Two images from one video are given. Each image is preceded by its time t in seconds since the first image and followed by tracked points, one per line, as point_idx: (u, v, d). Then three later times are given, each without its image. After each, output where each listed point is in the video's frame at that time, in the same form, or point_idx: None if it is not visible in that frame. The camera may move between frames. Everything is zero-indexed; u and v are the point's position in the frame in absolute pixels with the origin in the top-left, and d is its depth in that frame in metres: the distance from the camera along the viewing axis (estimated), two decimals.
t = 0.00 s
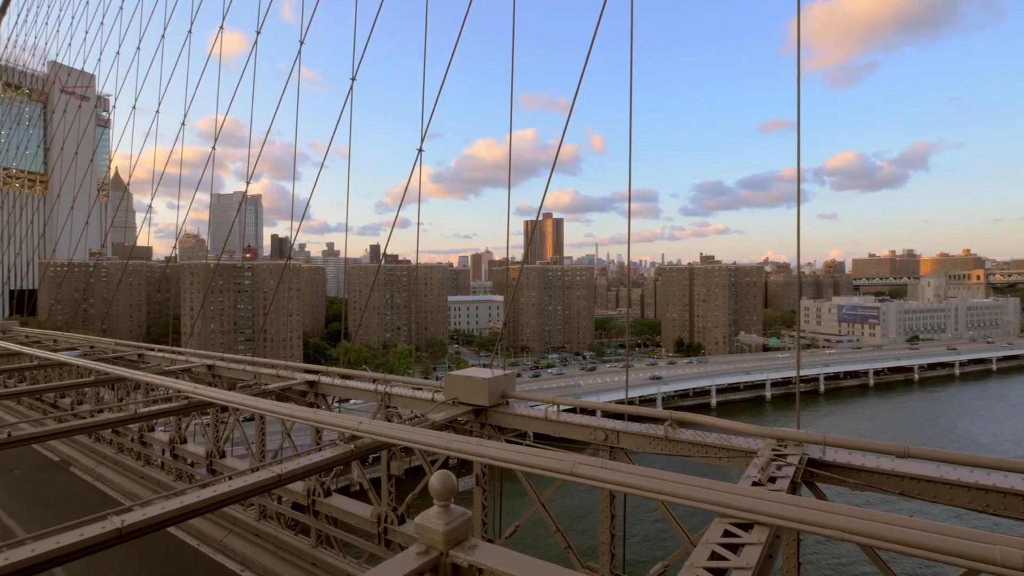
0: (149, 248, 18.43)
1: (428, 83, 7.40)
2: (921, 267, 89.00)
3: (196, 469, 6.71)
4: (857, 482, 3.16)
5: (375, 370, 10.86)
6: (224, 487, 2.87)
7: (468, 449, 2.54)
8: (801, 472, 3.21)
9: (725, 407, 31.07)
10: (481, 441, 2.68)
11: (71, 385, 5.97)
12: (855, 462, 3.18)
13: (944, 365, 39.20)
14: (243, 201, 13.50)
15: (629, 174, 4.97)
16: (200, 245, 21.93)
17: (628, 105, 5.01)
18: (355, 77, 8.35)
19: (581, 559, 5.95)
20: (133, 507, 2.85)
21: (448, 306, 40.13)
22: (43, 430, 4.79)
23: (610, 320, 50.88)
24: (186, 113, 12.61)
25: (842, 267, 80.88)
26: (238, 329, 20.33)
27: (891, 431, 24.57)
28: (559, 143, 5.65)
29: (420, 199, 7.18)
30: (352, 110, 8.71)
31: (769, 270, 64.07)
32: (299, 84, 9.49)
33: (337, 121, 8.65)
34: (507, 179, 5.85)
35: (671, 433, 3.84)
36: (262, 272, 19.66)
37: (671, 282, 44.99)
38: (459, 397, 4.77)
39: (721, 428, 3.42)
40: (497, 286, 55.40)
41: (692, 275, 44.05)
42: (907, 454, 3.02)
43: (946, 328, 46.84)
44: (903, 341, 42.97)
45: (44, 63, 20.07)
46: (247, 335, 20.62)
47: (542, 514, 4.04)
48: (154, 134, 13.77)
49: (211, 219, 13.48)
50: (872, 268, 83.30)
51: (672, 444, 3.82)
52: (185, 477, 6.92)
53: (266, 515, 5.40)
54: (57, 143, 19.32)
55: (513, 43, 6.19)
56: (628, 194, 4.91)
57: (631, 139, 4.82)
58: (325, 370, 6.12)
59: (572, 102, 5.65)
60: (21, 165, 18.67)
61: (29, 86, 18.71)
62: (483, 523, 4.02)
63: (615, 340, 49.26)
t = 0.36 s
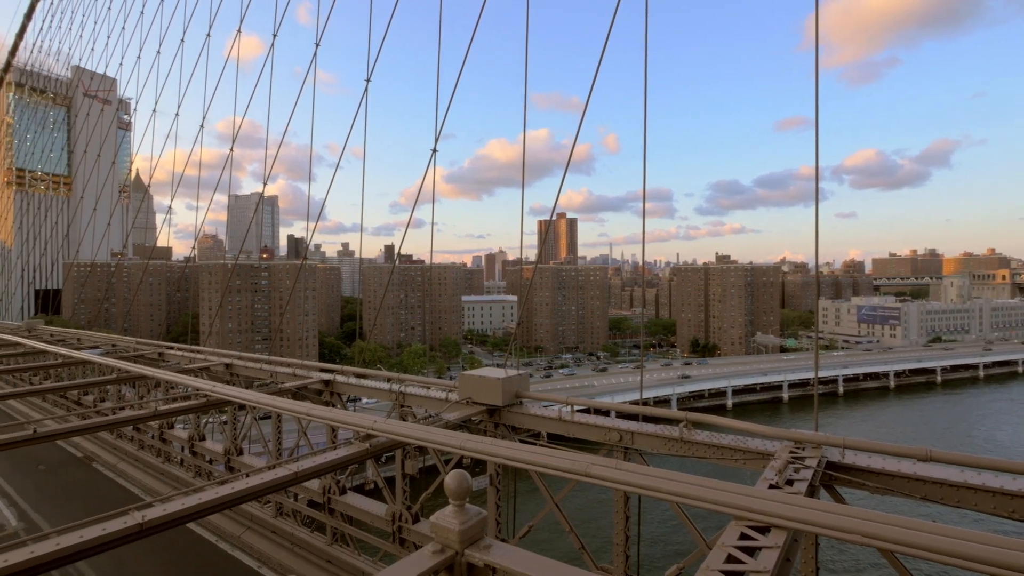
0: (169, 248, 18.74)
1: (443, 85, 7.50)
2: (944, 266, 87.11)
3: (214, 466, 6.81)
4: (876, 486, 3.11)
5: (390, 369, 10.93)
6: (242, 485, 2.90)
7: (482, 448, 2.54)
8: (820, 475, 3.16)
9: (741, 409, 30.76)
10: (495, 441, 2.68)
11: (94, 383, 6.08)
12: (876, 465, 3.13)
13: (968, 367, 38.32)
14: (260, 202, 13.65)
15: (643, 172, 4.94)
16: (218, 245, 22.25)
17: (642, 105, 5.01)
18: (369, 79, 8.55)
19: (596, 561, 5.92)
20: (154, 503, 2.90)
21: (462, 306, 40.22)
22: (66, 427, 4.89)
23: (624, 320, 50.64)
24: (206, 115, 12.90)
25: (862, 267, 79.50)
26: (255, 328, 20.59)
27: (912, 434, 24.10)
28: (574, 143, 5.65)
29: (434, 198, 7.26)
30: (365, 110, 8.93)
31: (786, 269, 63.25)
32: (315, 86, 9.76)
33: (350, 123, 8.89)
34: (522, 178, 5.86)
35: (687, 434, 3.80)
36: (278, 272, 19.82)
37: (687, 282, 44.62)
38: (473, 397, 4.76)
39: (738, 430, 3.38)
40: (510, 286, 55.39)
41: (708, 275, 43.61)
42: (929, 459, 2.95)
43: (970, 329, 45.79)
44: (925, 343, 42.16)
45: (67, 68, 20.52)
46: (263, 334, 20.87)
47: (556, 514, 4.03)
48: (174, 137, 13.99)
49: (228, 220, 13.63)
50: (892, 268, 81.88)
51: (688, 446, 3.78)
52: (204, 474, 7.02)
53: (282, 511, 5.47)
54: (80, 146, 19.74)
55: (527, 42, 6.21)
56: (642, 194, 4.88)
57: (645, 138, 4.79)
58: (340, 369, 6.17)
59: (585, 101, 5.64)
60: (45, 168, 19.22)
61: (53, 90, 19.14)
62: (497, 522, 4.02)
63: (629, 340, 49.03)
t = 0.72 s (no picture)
0: (186, 248, 19.04)
1: (456, 87, 7.72)
2: (966, 266, 85.36)
3: (231, 464, 6.89)
4: (897, 490, 3.05)
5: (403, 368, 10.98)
6: (258, 482, 2.93)
7: (496, 449, 2.54)
8: (838, 478, 3.11)
9: (757, 410, 30.45)
10: (507, 441, 2.68)
11: (115, 382, 6.19)
12: (895, 469, 3.07)
13: (991, 368, 37.52)
14: (276, 203, 13.81)
15: (657, 173, 4.94)
16: (234, 246, 22.55)
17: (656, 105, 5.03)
18: (382, 81, 8.87)
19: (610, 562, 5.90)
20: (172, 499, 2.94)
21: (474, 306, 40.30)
22: (87, 424, 4.98)
23: (637, 320, 50.41)
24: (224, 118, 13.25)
25: (881, 267, 78.21)
26: (271, 328, 20.84)
27: (933, 437, 23.66)
28: (587, 143, 5.71)
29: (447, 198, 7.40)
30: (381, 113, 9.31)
31: (802, 269, 62.45)
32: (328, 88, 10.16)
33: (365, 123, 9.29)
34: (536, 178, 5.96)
35: (701, 435, 3.77)
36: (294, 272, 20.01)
37: (701, 282, 44.29)
38: (486, 397, 4.76)
39: (753, 432, 3.34)
40: (523, 286, 55.37)
41: (722, 275, 43.22)
42: (950, 462, 2.90)
43: (993, 331, 44.80)
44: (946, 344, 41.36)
45: (89, 72, 20.97)
46: (279, 333, 21.10)
47: (570, 515, 4.01)
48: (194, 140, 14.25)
49: (246, 220, 13.80)
50: (912, 268, 80.44)
51: (703, 447, 3.76)
52: (221, 471, 7.10)
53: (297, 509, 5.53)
54: (101, 148, 20.16)
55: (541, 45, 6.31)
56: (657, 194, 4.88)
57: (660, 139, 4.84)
58: (354, 368, 6.21)
59: (600, 101, 5.71)
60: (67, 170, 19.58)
61: (75, 94, 19.57)
62: (510, 522, 4.02)
63: (642, 340, 48.78)
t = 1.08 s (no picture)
0: (206, 249, 19.34)
1: (472, 89, 7.91)
2: (992, 266, 83.24)
3: (249, 461, 6.99)
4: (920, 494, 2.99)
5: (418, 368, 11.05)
6: (276, 480, 2.96)
7: (512, 449, 2.53)
8: (859, 482, 3.06)
9: (775, 413, 30.07)
10: (522, 441, 2.68)
11: (137, 380, 6.30)
12: (918, 473, 3.01)
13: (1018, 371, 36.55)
14: (293, 203, 13.98)
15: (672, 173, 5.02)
16: (253, 246, 22.85)
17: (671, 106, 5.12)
18: (398, 81, 9.10)
19: (625, 564, 5.87)
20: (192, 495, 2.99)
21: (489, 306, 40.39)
22: (111, 420, 5.09)
23: (653, 321, 50.11)
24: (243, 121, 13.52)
25: (904, 267, 76.62)
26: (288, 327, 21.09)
27: (956, 441, 23.18)
28: (601, 142, 5.83)
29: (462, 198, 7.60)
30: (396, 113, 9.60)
31: (822, 269, 61.50)
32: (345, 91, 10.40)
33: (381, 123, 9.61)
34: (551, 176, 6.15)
35: (718, 437, 3.74)
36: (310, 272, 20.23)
37: (717, 282, 43.90)
38: (501, 396, 4.76)
39: (771, 433, 3.31)
40: (538, 286, 55.35)
41: (739, 275, 42.77)
42: (975, 467, 2.83)
43: (1021, 332, 43.63)
44: (972, 346, 40.40)
45: (113, 76, 21.44)
46: (296, 333, 21.36)
47: (584, 516, 3.99)
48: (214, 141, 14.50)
49: (263, 220, 13.95)
50: (936, 267, 78.67)
51: (720, 449, 3.72)
52: (240, 468, 7.20)
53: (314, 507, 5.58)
54: (124, 151, 20.57)
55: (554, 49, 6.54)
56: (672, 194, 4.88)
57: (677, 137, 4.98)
58: (370, 368, 6.26)
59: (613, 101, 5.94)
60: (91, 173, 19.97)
61: (99, 98, 20.02)
62: (525, 522, 4.02)
63: (658, 341, 48.48)
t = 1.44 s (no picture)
0: (226, 249, 19.66)
1: (486, 90, 7.95)
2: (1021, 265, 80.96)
3: (267, 458, 7.07)
4: (945, 499, 2.92)
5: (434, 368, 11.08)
6: (294, 478, 2.99)
7: (528, 449, 2.52)
8: (881, 486, 3.01)
9: (793, 415, 29.69)
10: (537, 440, 2.67)
11: (159, 377, 6.40)
12: (942, 477, 2.95)
13: None
14: (311, 204, 14.16)
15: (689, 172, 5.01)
16: (271, 247, 23.16)
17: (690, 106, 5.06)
18: (412, 82, 9.24)
19: (641, 566, 5.83)
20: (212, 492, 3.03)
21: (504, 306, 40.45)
22: (133, 417, 5.18)
23: (669, 321, 49.75)
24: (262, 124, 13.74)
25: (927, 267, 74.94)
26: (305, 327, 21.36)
27: (981, 445, 22.66)
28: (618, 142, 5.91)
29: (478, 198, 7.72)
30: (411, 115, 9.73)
31: (842, 269, 60.48)
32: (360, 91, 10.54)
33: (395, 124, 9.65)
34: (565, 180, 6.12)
35: (736, 439, 3.70)
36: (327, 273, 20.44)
37: (734, 282, 43.45)
38: (515, 396, 4.76)
39: (790, 436, 3.26)
40: (553, 286, 55.27)
41: (757, 275, 42.28)
42: (1003, 472, 2.76)
43: None
44: (998, 347, 39.39)
45: (135, 80, 21.87)
46: (313, 332, 21.62)
47: (600, 517, 3.97)
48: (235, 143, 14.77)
49: (281, 221, 14.13)
50: (961, 267, 76.81)
51: (738, 450, 3.69)
52: (258, 465, 7.29)
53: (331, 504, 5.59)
54: (146, 154, 20.92)
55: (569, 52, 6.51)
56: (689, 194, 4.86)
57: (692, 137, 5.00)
58: (386, 367, 6.30)
59: (629, 101, 5.87)
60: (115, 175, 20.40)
61: (122, 102, 20.43)
62: (540, 522, 4.02)
63: (674, 341, 48.15)
